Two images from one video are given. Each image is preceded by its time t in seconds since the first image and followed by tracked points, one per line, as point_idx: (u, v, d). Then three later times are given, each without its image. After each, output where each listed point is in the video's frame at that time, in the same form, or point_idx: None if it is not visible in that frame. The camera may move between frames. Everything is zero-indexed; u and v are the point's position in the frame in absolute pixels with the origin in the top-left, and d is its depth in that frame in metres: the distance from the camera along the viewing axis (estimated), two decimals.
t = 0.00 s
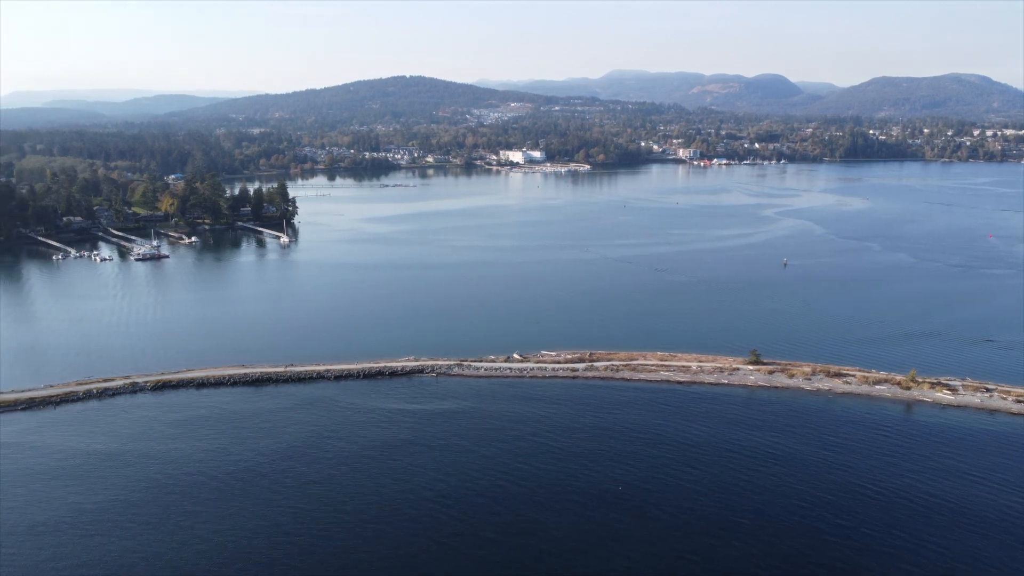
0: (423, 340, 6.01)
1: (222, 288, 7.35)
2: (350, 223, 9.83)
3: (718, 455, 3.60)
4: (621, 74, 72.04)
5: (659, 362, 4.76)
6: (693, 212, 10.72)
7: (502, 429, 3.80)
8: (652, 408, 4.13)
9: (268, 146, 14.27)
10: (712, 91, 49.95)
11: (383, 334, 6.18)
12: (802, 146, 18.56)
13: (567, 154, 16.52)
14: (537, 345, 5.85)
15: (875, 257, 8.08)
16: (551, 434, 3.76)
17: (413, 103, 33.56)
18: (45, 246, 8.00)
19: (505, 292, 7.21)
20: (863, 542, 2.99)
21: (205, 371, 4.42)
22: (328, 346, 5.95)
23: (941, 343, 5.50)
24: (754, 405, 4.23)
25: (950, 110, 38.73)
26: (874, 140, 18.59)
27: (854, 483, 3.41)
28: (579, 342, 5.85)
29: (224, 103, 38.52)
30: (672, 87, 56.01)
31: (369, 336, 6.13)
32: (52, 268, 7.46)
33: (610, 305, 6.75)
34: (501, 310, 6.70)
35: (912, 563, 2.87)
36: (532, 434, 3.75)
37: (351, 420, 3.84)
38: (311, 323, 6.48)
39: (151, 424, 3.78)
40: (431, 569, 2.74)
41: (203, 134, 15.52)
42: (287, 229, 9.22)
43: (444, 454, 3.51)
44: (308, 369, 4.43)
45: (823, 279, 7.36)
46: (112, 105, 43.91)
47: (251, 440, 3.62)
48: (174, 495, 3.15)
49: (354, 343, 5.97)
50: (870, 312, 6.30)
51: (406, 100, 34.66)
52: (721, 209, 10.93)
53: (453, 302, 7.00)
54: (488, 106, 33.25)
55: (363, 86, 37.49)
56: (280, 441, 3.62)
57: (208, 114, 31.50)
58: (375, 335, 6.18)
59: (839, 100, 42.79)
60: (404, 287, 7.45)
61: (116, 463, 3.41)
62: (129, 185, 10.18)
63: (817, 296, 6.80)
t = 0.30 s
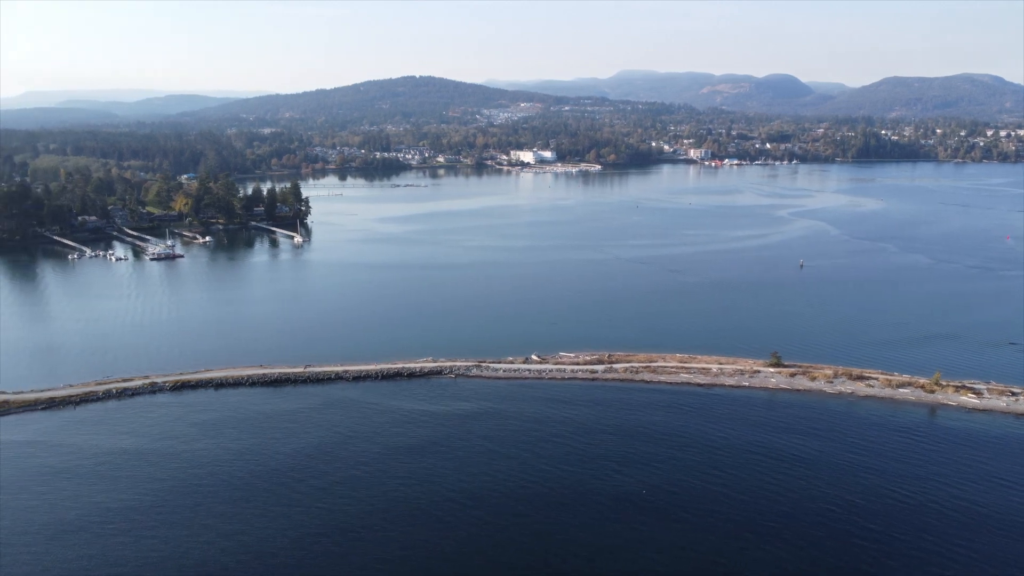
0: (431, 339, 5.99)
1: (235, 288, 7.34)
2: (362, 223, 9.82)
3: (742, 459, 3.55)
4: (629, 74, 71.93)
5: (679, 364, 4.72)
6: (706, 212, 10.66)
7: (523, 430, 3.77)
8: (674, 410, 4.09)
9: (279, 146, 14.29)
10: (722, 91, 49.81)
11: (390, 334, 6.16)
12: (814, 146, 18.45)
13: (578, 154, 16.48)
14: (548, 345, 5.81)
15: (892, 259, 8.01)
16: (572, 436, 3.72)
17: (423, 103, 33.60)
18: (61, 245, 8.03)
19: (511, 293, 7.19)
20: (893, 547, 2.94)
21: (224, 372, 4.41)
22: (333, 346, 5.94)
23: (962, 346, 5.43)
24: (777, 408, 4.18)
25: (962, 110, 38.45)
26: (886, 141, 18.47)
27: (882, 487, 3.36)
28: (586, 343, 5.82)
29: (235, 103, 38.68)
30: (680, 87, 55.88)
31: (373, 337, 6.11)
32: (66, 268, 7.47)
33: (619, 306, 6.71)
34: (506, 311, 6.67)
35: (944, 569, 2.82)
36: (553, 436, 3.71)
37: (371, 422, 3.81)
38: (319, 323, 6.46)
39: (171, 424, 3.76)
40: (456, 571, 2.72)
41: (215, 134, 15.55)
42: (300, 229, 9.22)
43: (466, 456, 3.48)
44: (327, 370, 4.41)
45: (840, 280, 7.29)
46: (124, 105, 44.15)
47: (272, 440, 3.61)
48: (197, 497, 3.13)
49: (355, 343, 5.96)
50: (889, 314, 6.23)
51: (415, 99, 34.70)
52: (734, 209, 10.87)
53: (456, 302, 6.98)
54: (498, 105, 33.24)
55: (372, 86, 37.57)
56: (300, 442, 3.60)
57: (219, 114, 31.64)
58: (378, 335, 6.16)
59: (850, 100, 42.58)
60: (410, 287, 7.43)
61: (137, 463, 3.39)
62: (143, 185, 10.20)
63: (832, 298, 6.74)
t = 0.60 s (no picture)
0: (441, 339, 5.96)
1: (248, 289, 7.33)
2: (373, 223, 9.81)
3: (766, 463, 3.52)
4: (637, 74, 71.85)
5: (697, 365, 4.68)
6: (718, 213, 10.61)
7: (543, 432, 3.74)
8: (694, 413, 4.05)
9: (289, 146, 14.31)
10: (731, 91, 49.67)
11: (400, 335, 6.13)
12: (825, 147, 18.36)
13: (587, 154, 16.44)
14: (559, 347, 5.78)
15: (908, 260, 7.95)
16: (593, 438, 3.69)
17: (432, 103, 33.62)
18: (75, 245, 8.04)
19: (521, 294, 7.16)
20: (922, 552, 2.90)
21: (241, 372, 4.40)
22: (342, 346, 5.92)
23: (982, 349, 5.38)
24: (798, 411, 4.14)
25: (973, 110, 38.19)
26: (898, 141, 18.36)
27: (909, 492, 3.32)
28: (597, 344, 5.78)
29: (244, 103, 38.81)
30: (688, 87, 55.74)
31: (381, 337, 6.09)
32: (79, 267, 7.47)
33: (630, 307, 6.67)
34: (515, 312, 6.64)
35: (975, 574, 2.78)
36: (573, 438, 3.68)
37: (391, 423, 3.79)
38: (329, 323, 6.45)
39: (190, 424, 3.74)
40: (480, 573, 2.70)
41: (225, 134, 15.59)
42: (312, 229, 9.21)
43: (487, 459, 3.46)
44: (345, 371, 4.38)
45: (856, 282, 7.23)
46: (136, 105, 44.53)
47: (291, 441, 3.59)
48: (218, 498, 3.12)
49: (362, 343, 5.93)
50: (907, 316, 6.17)
51: (424, 99, 34.73)
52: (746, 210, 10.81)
53: (463, 303, 6.96)
54: (507, 105, 33.22)
55: (380, 86, 37.62)
56: (319, 443, 3.58)
57: (229, 115, 31.76)
58: (387, 335, 6.13)
59: (860, 100, 42.40)
60: (420, 287, 7.42)
61: (156, 463, 3.38)
62: (155, 185, 10.22)
63: (847, 299, 6.68)
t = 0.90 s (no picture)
0: (448, 340, 5.94)
1: (261, 288, 7.32)
2: (385, 223, 9.80)
3: (791, 467, 3.48)
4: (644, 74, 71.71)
5: (717, 367, 4.64)
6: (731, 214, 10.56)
7: (565, 434, 3.71)
8: (716, 415, 4.01)
9: (301, 146, 14.32)
10: (740, 91, 49.51)
11: (409, 335, 6.12)
12: (836, 147, 18.26)
13: (598, 154, 16.40)
14: (570, 348, 5.75)
15: (925, 261, 7.88)
16: (614, 441, 3.65)
17: (441, 103, 33.65)
18: (89, 245, 8.06)
19: (526, 294, 7.14)
20: (952, 558, 2.86)
21: (259, 372, 4.38)
22: (349, 346, 5.90)
23: (1004, 352, 5.31)
24: (821, 414, 4.09)
25: (985, 110, 37.91)
26: (911, 141, 18.24)
27: (937, 497, 3.27)
28: (608, 345, 5.74)
29: (254, 104, 38.94)
30: (697, 87, 55.58)
31: (391, 337, 6.07)
32: (92, 267, 7.47)
33: (640, 308, 6.64)
34: (524, 312, 6.61)
35: None
36: (595, 441, 3.64)
37: (410, 425, 3.76)
38: (337, 323, 6.44)
39: (209, 425, 3.72)
40: None
41: (237, 135, 15.62)
42: (324, 229, 9.20)
43: (508, 461, 3.43)
44: (363, 372, 4.35)
45: (874, 283, 7.17)
46: (146, 104, 44.76)
47: (312, 442, 3.57)
48: (239, 498, 3.10)
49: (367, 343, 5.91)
50: (927, 318, 6.11)
51: (433, 99, 34.75)
52: (760, 211, 10.75)
53: (471, 302, 6.94)
54: (516, 105, 33.20)
55: (389, 86, 37.66)
56: (339, 444, 3.55)
57: (239, 115, 31.87)
58: (393, 335, 6.11)
59: (870, 100, 42.19)
60: (430, 287, 7.40)
61: (177, 463, 3.36)
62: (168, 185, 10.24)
63: (864, 300, 6.62)
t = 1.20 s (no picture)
0: (449, 339, 5.93)
1: (273, 289, 7.31)
2: (398, 223, 9.78)
3: (817, 471, 3.44)
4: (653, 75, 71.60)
5: (737, 370, 4.59)
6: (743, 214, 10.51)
7: (586, 436, 3.68)
8: (738, 418, 3.96)
9: (312, 146, 14.33)
10: (750, 91, 49.35)
11: (412, 335, 6.10)
12: (848, 147, 18.15)
13: (609, 155, 16.35)
14: (580, 349, 5.72)
15: (943, 262, 7.81)
16: (636, 444, 3.62)
17: (450, 103, 33.68)
18: (104, 244, 8.07)
19: (525, 295, 7.12)
20: (984, 563, 2.81)
21: (278, 373, 4.36)
22: (352, 347, 5.90)
23: None
24: (844, 418, 4.04)
25: (997, 110, 37.61)
26: (924, 142, 18.12)
27: (966, 501, 3.22)
28: (617, 346, 5.71)
29: (265, 104, 39.21)
30: (706, 87, 55.41)
31: (400, 338, 6.05)
32: (105, 267, 7.48)
33: (654, 309, 6.59)
34: (532, 313, 6.59)
35: None
36: (616, 444, 3.61)
37: (430, 427, 3.73)
38: (349, 324, 6.43)
39: (229, 425, 3.70)
40: None
41: (248, 135, 15.65)
42: (337, 229, 9.19)
43: (530, 464, 3.40)
44: (381, 373, 4.32)
45: (891, 284, 7.11)
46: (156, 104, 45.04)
47: (333, 442, 3.55)
48: (260, 499, 3.07)
49: (366, 345, 5.90)
50: (947, 320, 6.04)
51: (442, 100, 34.78)
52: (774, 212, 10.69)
53: (477, 303, 6.92)
54: (525, 105, 33.18)
55: (397, 86, 37.71)
56: (359, 446, 3.53)
57: (249, 115, 32.00)
58: (401, 336, 6.09)
59: (881, 101, 41.99)
60: (438, 287, 7.39)
61: (197, 464, 3.35)
62: (181, 185, 10.25)
63: (879, 302, 6.56)
